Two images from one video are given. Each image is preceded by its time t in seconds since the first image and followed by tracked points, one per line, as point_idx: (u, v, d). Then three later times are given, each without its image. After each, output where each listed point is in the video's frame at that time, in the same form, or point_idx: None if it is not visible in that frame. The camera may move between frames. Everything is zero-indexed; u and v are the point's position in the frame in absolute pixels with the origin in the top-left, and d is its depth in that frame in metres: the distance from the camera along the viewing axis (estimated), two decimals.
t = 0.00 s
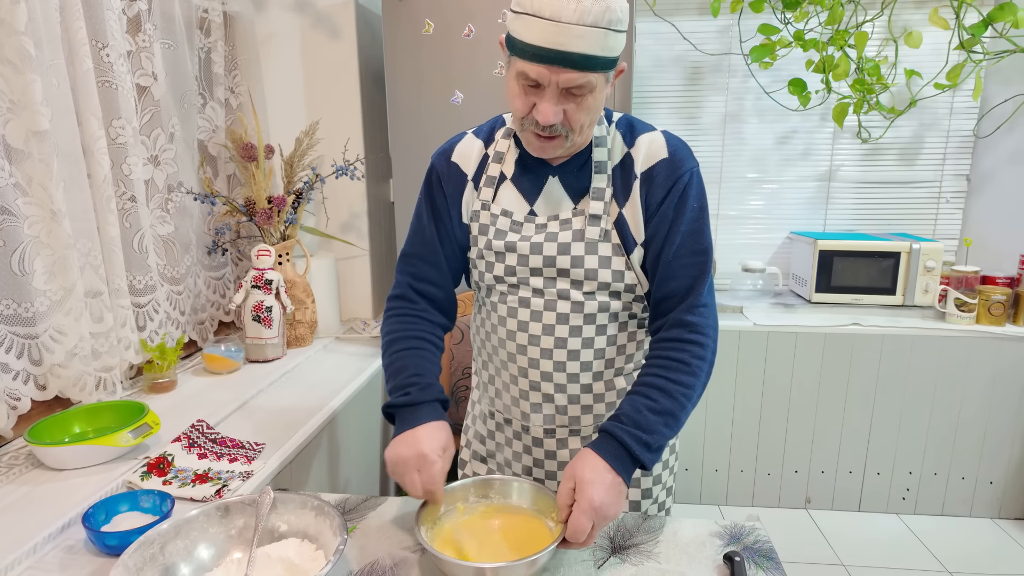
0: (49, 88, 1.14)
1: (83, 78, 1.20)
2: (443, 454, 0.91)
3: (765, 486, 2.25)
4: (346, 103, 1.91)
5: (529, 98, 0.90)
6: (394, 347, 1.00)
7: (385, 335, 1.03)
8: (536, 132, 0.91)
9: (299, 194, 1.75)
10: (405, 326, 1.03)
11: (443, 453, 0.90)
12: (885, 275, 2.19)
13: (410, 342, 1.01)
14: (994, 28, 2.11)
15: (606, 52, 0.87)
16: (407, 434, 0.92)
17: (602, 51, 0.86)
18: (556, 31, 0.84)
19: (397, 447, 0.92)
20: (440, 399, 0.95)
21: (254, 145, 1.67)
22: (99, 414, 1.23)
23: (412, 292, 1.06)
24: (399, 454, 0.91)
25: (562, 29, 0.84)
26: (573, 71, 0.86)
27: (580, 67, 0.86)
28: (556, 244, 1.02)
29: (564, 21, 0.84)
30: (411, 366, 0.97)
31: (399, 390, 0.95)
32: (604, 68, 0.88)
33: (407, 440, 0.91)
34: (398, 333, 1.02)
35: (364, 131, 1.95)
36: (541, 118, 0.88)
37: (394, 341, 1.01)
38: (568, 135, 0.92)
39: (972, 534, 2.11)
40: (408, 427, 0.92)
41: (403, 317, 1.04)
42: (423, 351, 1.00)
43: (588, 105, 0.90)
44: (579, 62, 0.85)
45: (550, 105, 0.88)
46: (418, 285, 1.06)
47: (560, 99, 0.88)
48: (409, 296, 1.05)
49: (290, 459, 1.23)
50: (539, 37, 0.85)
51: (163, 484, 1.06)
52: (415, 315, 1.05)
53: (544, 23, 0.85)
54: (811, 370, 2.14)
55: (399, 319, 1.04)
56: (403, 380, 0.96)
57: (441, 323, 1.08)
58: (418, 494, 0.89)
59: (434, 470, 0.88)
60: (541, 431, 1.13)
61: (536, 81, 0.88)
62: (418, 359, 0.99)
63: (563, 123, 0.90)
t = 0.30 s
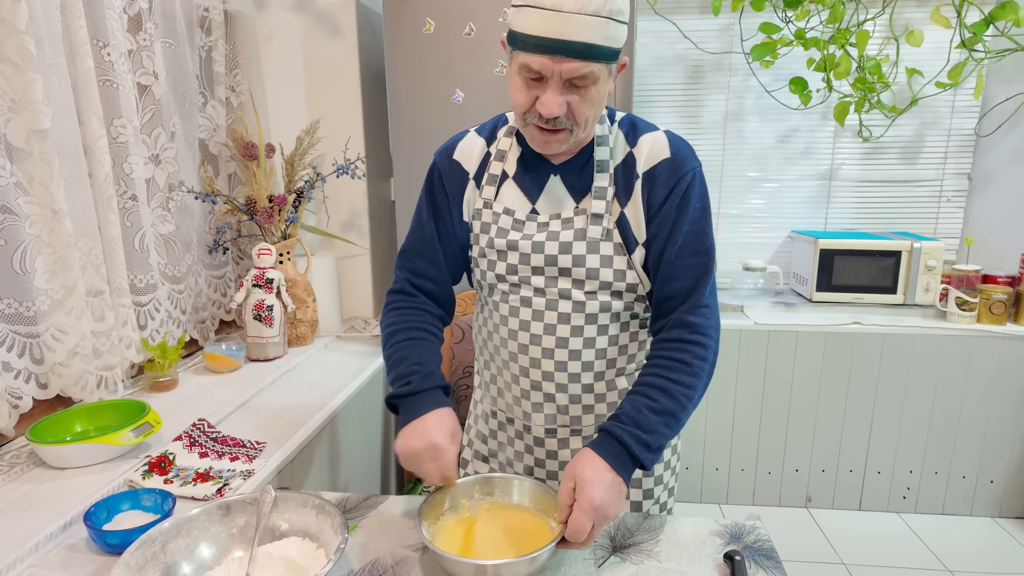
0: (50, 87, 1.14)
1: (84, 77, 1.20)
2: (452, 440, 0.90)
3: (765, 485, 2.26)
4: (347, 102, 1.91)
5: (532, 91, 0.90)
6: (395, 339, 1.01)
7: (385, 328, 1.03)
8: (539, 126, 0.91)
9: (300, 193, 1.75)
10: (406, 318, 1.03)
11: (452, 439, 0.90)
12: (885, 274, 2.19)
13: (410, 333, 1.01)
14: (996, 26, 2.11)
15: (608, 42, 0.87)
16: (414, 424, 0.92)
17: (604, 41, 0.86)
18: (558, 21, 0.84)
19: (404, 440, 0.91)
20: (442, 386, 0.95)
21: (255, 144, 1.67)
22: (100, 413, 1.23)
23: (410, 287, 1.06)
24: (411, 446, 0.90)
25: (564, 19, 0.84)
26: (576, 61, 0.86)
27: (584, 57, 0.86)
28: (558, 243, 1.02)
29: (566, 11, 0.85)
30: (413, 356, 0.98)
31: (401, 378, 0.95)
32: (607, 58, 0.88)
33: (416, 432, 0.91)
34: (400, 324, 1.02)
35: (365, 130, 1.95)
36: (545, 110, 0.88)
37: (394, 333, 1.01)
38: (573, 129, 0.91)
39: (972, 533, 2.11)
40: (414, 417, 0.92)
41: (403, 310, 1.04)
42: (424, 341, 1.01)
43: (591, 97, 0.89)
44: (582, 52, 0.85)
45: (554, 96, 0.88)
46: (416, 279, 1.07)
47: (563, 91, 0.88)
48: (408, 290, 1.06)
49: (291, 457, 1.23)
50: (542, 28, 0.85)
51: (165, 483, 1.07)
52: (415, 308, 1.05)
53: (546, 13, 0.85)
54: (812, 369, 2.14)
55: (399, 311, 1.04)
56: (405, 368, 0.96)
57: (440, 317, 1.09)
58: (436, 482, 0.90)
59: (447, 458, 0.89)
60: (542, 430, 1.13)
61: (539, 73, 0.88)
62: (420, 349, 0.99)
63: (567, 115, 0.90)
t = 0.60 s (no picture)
0: (50, 87, 1.14)
1: (84, 76, 1.20)
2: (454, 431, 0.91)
3: (766, 484, 2.26)
4: (347, 101, 1.91)
5: (532, 95, 0.90)
6: (396, 336, 1.01)
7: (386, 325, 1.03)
8: (541, 129, 0.91)
9: (300, 193, 1.75)
10: (406, 316, 1.03)
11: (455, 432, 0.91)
12: (886, 273, 2.19)
13: (412, 330, 1.01)
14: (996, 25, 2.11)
15: (607, 45, 0.87)
16: (418, 419, 0.91)
17: (603, 45, 0.86)
18: (557, 27, 0.84)
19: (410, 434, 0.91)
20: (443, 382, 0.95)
21: (255, 143, 1.67)
22: (101, 413, 1.23)
23: (412, 285, 1.07)
24: (414, 439, 0.90)
25: (563, 24, 0.84)
26: (576, 66, 0.86)
27: (583, 61, 0.85)
28: (559, 242, 1.02)
29: (565, 16, 0.85)
30: (414, 353, 0.98)
31: (402, 375, 0.96)
32: (606, 61, 0.87)
33: (420, 426, 0.91)
34: (401, 322, 1.02)
35: (365, 129, 1.95)
36: (546, 115, 0.88)
37: (396, 330, 1.01)
38: (576, 131, 0.91)
39: (973, 532, 2.11)
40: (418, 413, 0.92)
41: (404, 308, 1.05)
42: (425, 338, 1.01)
43: (593, 99, 0.89)
44: (581, 57, 0.85)
45: (554, 101, 0.87)
46: (417, 278, 1.07)
47: (564, 95, 0.88)
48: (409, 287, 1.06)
49: (291, 457, 1.23)
50: (541, 34, 0.85)
51: (165, 482, 1.07)
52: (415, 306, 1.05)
53: (545, 19, 0.85)
54: (812, 369, 2.14)
55: (400, 309, 1.04)
56: (406, 365, 0.96)
57: (440, 314, 1.09)
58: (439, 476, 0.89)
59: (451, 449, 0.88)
60: (543, 429, 1.13)
61: (539, 78, 0.88)
62: (421, 346, 1.00)
63: (568, 118, 0.89)
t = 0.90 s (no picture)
0: (50, 88, 1.14)
1: (84, 77, 1.20)
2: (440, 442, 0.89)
3: (766, 484, 2.26)
4: (347, 101, 1.91)
5: (536, 99, 0.89)
6: (392, 339, 0.97)
7: (379, 326, 0.99)
8: (542, 133, 0.91)
9: (300, 193, 1.75)
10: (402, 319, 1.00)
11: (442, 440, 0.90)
12: (886, 273, 2.19)
13: (408, 335, 0.99)
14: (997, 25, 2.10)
15: (612, 54, 0.87)
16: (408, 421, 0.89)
17: (608, 53, 0.86)
18: (563, 33, 0.84)
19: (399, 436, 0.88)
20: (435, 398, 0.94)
21: (255, 144, 1.67)
22: (100, 414, 1.23)
23: (408, 285, 1.04)
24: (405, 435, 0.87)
25: (569, 31, 0.84)
26: (580, 73, 0.86)
27: (588, 68, 0.85)
28: (560, 244, 1.02)
29: (571, 23, 0.84)
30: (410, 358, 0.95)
31: (397, 380, 0.92)
32: (611, 69, 0.87)
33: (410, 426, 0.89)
34: (396, 324, 0.99)
35: (365, 129, 1.94)
36: (548, 119, 0.88)
37: (389, 333, 0.98)
38: (575, 136, 0.91)
39: (972, 532, 2.12)
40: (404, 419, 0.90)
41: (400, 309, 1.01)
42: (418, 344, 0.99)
43: (595, 107, 0.89)
44: (586, 64, 0.85)
45: (557, 106, 0.87)
46: (415, 278, 1.04)
47: (567, 101, 0.88)
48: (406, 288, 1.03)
49: (291, 458, 1.23)
50: (546, 39, 0.85)
51: (165, 483, 1.07)
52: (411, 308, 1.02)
53: (552, 25, 0.84)
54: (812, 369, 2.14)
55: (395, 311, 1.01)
56: (404, 371, 0.93)
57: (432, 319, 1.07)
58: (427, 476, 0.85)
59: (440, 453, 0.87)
60: (543, 430, 1.13)
61: (543, 82, 0.87)
62: (416, 353, 0.97)
63: (569, 124, 0.90)
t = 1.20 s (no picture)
0: (50, 87, 1.14)
1: (85, 76, 1.20)
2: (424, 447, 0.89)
3: (766, 483, 2.25)
4: (348, 100, 1.91)
5: (552, 96, 0.89)
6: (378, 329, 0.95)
7: (364, 309, 0.96)
8: (555, 131, 0.91)
9: (301, 192, 1.75)
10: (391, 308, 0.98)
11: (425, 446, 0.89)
12: (886, 273, 2.19)
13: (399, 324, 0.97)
14: (998, 25, 2.10)
15: (633, 56, 0.87)
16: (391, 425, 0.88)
17: (629, 55, 0.86)
18: (585, 32, 0.84)
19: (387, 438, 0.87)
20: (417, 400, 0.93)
21: (255, 143, 1.66)
22: (101, 413, 1.23)
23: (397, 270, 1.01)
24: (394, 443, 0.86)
25: (592, 30, 0.84)
26: (599, 73, 0.85)
27: (607, 69, 0.85)
28: (566, 243, 1.02)
29: (595, 23, 0.84)
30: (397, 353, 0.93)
31: (382, 376, 0.91)
32: (630, 71, 0.87)
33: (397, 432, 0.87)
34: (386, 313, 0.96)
35: (365, 129, 1.95)
36: (564, 118, 0.88)
37: (378, 321, 0.96)
38: (589, 136, 0.91)
39: (973, 532, 2.11)
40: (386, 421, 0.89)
41: (387, 296, 0.98)
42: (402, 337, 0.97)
43: (610, 107, 0.89)
44: (607, 64, 0.85)
45: (573, 105, 0.87)
46: (406, 263, 1.02)
47: (583, 100, 0.88)
48: (394, 274, 1.00)
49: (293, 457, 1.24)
50: (569, 37, 0.84)
51: (166, 483, 1.07)
52: (397, 297, 1.00)
53: (574, 23, 0.84)
54: (813, 368, 2.13)
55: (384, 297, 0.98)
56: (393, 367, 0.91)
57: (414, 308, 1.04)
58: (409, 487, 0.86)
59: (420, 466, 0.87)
60: (545, 429, 1.12)
61: (562, 80, 0.87)
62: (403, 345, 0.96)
63: (584, 123, 0.90)
